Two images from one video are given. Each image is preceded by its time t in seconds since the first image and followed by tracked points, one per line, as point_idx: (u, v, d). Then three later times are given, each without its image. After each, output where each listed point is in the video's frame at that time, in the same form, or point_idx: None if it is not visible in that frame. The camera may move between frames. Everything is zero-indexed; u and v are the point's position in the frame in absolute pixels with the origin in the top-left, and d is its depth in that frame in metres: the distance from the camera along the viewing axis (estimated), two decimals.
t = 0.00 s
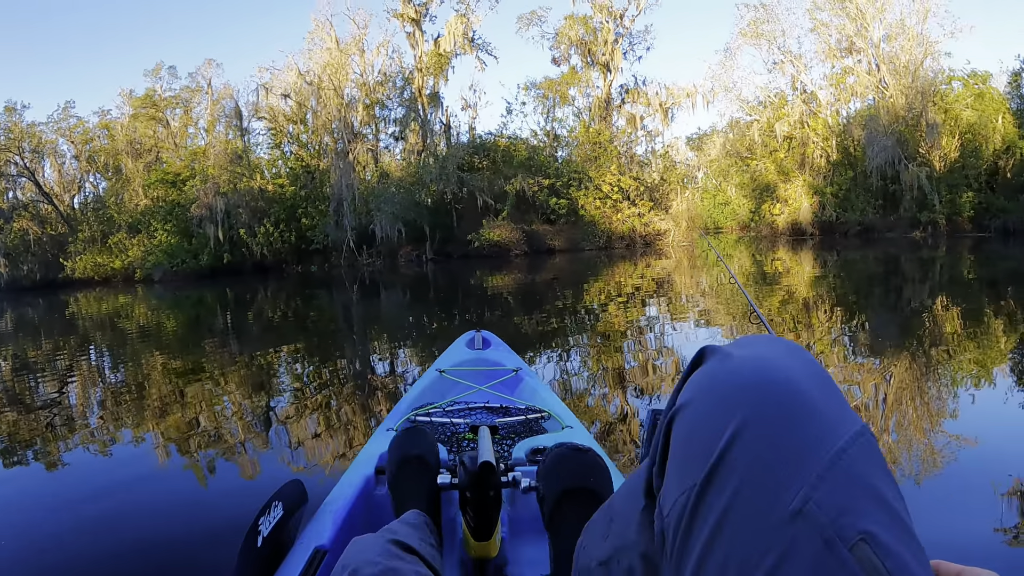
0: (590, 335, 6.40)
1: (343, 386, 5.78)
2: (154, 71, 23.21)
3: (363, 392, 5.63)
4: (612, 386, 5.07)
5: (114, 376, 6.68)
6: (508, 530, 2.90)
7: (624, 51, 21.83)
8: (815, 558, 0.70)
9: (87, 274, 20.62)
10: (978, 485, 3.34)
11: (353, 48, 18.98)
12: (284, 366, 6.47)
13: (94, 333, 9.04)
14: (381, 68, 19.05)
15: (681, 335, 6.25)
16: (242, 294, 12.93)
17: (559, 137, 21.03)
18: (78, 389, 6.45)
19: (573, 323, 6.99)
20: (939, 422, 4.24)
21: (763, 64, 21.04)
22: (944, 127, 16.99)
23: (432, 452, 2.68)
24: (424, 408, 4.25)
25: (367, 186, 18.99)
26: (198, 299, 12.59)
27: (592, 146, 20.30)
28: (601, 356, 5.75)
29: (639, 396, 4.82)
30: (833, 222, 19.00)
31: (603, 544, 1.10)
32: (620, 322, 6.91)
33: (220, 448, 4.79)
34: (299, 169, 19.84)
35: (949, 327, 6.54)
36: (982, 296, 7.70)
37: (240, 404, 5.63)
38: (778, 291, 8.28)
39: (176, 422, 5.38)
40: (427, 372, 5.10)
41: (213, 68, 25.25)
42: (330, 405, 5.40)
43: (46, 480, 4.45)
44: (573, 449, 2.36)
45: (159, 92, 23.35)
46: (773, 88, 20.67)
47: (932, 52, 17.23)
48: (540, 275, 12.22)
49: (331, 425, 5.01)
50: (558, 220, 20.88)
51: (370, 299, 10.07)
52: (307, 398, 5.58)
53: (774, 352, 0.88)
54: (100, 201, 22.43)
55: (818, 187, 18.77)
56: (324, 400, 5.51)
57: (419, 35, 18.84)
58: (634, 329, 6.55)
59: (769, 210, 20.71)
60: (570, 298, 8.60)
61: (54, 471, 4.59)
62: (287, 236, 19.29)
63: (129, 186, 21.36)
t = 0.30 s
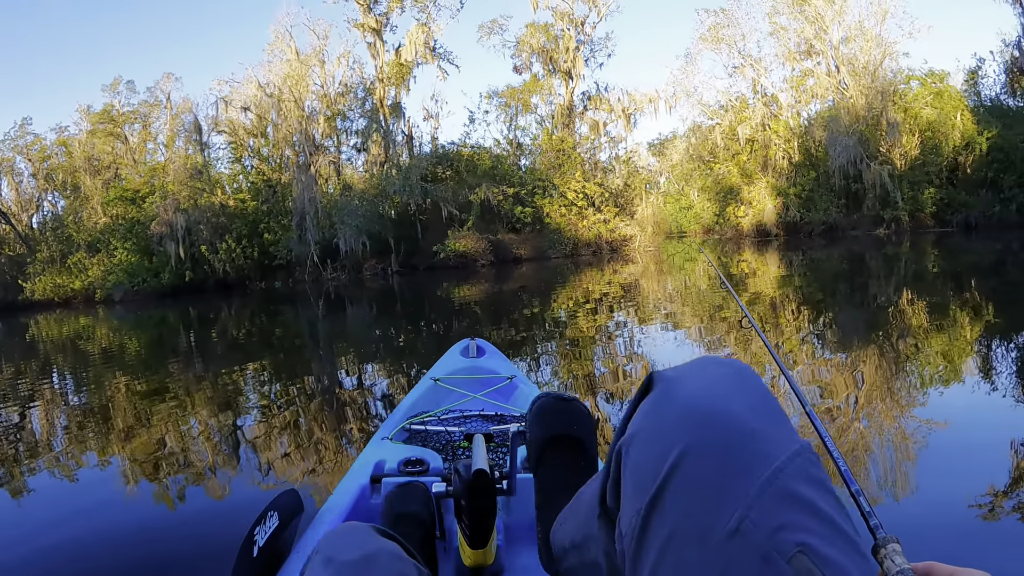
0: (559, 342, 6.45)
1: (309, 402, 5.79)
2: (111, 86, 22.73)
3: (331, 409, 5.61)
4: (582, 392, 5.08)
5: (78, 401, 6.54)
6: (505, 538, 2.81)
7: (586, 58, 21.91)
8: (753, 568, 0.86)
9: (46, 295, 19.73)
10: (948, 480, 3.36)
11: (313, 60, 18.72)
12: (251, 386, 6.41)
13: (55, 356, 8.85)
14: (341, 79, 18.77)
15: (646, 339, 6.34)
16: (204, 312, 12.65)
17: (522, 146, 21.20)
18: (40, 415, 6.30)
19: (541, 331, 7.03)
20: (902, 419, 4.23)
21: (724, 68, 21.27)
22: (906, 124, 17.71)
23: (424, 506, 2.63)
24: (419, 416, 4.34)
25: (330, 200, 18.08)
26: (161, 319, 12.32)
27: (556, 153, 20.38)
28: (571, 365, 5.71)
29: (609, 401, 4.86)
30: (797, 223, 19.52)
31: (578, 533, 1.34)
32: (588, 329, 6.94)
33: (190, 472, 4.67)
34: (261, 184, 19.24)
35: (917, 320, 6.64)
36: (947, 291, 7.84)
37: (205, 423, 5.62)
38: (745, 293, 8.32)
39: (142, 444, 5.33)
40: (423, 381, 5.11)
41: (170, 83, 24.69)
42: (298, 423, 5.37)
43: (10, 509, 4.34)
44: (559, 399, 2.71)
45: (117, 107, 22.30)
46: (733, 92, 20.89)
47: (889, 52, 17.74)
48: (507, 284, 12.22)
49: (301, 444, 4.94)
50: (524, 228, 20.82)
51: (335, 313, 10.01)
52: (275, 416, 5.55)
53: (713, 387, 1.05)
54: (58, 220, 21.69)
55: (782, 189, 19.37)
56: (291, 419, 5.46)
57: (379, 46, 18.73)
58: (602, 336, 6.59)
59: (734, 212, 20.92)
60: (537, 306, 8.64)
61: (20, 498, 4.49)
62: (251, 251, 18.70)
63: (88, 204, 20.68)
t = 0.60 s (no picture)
0: (531, 344, 6.46)
1: (280, 407, 5.72)
2: (78, 85, 22.26)
3: (301, 416, 5.48)
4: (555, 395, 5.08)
5: (42, 409, 6.37)
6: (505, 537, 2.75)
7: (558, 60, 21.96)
8: None
9: (9, 299, 18.93)
10: (916, 473, 3.45)
11: (282, 59, 18.51)
12: (219, 393, 6.28)
13: (17, 363, 8.63)
14: (311, 79, 18.55)
15: (616, 341, 6.38)
16: (170, 317, 12.42)
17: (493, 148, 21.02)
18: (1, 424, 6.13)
19: (512, 334, 7.03)
20: (872, 414, 4.32)
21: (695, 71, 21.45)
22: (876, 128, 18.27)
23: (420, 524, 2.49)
24: (419, 416, 4.31)
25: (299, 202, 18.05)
26: (126, 324, 12.06)
27: (527, 156, 20.32)
28: (544, 367, 5.69)
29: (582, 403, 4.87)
30: (767, 225, 19.92)
31: None
32: (560, 332, 6.94)
33: (159, 481, 4.54)
34: (229, 185, 19.15)
35: (887, 320, 6.72)
36: (917, 291, 7.94)
37: (173, 431, 5.50)
38: (716, 295, 8.40)
39: (110, 452, 5.20)
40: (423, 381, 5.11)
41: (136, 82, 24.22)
42: (268, 430, 5.27)
43: None
44: (546, 378, 2.75)
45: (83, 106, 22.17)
46: (705, 95, 21.08)
47: (860, 57, 18.23)
48: (478, 287, 12.16)
49: (271, 450, 4.84)
50: (495, 230, 20.76)
51: (305, 317, 9.91)
52: (245, 422, 5.45)
53: (577, 472, 1.21)
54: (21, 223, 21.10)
55: (753, 192, 19.65)
56: (262, 427, 5.32)
57: (350, 45, 18.56)
58: (574, 338, 6.60)
59: (706, 215, 21.18)
60: (509, 309, 8.64)
61: None
62: (218, 254, 18.44)
63: (52, 207, 20.14)
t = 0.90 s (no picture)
0: (503, 349, 6.43)
1: (250, 413, 5.57)
2: (46, 79, 21.79)
3: (270, 422, 5.35)
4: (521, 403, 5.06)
5: None
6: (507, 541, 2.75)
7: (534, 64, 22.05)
8: None
9: None
10: (886, 476, 3.51)
11: (256, 57, 18.37)
12: (186, 397, 6.14)
13: None
14: (284, 78, 18.40)
15: (587, 347, 6.39)
16: (135, 319, 12.16)
17: (466, 151, 20.94)
18: None
19: (484, 340, 6.98)
20: (845, 421, 4.34)
21: (670, 79, 21.69)
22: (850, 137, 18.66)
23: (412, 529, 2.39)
24: (420, 420, 4.16)
25: (270, 203, 17.77)
26: (89, 326, 11.75)
27: (499, 160, 20.42)
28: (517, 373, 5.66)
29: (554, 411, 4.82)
30: (740, 232, 20.12)
31: None
32: (532, 337, 6.92)
33: (123, 485, 4.41)
34: (198, 184, 18.66)
35: (857, 328, 6.77)
36: (887, 299, 8.02)
37: (139, 437, 5.32)
38: (689, 301, 8.46)
39: (73, 458, 5.02)
40: (424, 385, 4.98)
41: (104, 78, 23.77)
42: (236, 436, 5.12)
43: None
44: (540, 402, 2.76)
45: (51, 101, 21.49)
46: (678, 102, 21.33)
47: (834, 67, 18.54)
48: (450, 292, 12.08)
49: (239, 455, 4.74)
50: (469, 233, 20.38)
51: (273, 321, 9.77)
52: (212, 428, 5.32)
53: (561, 545, 1.26)
54: None
55: (726, 200, 19.92)
56: (228, 432, 5.19)
57: (324, 44, 18.45)
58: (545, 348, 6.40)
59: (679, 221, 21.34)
60: (481, 314, 8.58)
61: None
62: (186, 255, 18.04)
63: (16, 203, 19.60)
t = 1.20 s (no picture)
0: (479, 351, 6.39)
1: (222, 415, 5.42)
2: (18, 69, 21.31)
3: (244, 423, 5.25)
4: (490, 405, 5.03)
5: None
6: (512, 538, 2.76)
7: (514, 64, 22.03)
8: None
9: None
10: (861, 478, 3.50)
11: (233, 50, 18.15)
12: (157, 397, 6.01)
13: None
14: (262, 72, 18.19)
15: (562, 348, 6.38)
16: (105, 316, 11.92)
17: (444, 149, 20.85)
18: None
19: (460, 342, 6.95)
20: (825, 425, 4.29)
21: (650, 81, 21.77)
22: (828, 143, 18.90)
23: (411, 497, 2.35)
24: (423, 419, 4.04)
25: (244, 199, 17.55)
26: (56, 323, 11.49)
27: (477, 158, 20.36)
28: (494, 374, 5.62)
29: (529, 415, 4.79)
30: (717, 235, 20.31)
31: None
32: (510, 338, 6.88)
33: (93, 485, 4.30)
34: (171, 179, 18.40)
35: (832, 332, 6.81)
36: (862, 304, 8.09)
37: (109, 438, 5.18)
38: (668, 303, 8.46)
39: (41, 459, 4.85)
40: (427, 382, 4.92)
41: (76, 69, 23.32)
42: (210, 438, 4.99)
43: None
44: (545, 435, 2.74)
45: (21, 91, 21.02)
46: (657, 105, 21.42)
47: (814, 73, 18.78)
48: (426, 292, 11.99)
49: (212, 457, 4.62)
50: (445, 233, 20.39)
51: (246, 319, 9.62)
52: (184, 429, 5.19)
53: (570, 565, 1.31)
54: None
55: (704, 203, 20.15)
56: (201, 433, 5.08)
57: (303, 39, 18.26)
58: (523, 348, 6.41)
59: (656, 224, 21.42)
60: (457, 315, 8.50)
61: None
62: (158, 252, 17.71)
63: None
